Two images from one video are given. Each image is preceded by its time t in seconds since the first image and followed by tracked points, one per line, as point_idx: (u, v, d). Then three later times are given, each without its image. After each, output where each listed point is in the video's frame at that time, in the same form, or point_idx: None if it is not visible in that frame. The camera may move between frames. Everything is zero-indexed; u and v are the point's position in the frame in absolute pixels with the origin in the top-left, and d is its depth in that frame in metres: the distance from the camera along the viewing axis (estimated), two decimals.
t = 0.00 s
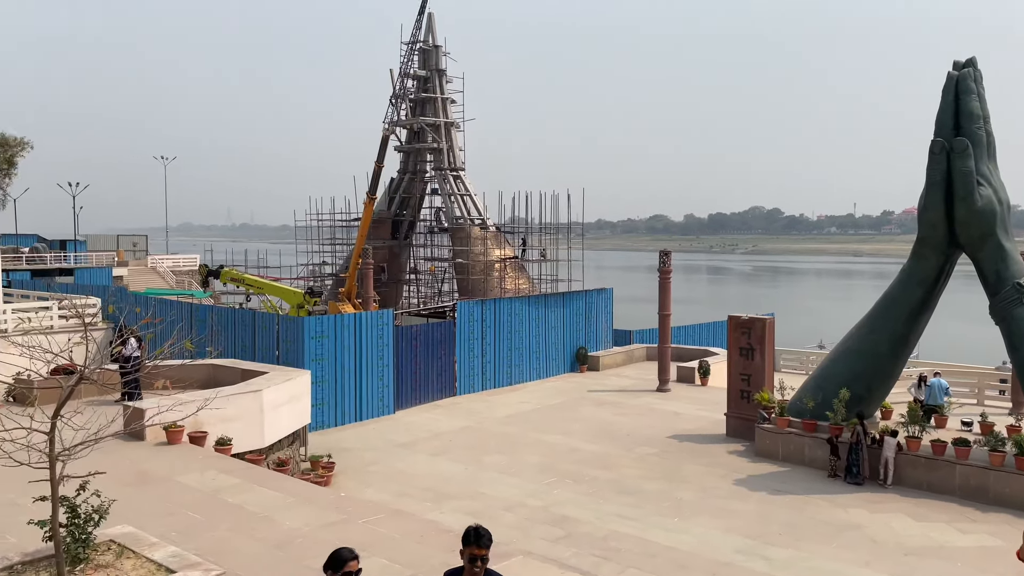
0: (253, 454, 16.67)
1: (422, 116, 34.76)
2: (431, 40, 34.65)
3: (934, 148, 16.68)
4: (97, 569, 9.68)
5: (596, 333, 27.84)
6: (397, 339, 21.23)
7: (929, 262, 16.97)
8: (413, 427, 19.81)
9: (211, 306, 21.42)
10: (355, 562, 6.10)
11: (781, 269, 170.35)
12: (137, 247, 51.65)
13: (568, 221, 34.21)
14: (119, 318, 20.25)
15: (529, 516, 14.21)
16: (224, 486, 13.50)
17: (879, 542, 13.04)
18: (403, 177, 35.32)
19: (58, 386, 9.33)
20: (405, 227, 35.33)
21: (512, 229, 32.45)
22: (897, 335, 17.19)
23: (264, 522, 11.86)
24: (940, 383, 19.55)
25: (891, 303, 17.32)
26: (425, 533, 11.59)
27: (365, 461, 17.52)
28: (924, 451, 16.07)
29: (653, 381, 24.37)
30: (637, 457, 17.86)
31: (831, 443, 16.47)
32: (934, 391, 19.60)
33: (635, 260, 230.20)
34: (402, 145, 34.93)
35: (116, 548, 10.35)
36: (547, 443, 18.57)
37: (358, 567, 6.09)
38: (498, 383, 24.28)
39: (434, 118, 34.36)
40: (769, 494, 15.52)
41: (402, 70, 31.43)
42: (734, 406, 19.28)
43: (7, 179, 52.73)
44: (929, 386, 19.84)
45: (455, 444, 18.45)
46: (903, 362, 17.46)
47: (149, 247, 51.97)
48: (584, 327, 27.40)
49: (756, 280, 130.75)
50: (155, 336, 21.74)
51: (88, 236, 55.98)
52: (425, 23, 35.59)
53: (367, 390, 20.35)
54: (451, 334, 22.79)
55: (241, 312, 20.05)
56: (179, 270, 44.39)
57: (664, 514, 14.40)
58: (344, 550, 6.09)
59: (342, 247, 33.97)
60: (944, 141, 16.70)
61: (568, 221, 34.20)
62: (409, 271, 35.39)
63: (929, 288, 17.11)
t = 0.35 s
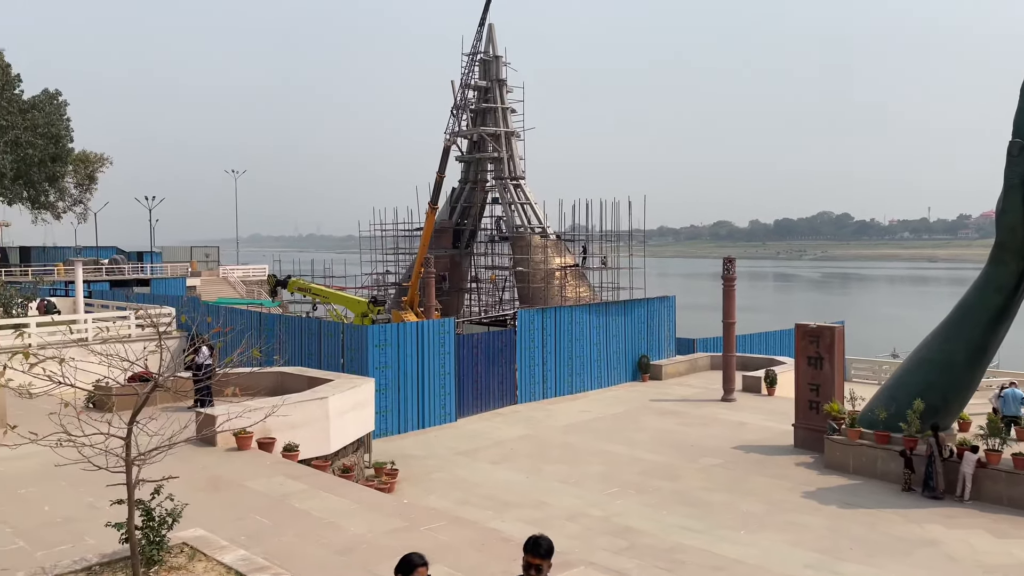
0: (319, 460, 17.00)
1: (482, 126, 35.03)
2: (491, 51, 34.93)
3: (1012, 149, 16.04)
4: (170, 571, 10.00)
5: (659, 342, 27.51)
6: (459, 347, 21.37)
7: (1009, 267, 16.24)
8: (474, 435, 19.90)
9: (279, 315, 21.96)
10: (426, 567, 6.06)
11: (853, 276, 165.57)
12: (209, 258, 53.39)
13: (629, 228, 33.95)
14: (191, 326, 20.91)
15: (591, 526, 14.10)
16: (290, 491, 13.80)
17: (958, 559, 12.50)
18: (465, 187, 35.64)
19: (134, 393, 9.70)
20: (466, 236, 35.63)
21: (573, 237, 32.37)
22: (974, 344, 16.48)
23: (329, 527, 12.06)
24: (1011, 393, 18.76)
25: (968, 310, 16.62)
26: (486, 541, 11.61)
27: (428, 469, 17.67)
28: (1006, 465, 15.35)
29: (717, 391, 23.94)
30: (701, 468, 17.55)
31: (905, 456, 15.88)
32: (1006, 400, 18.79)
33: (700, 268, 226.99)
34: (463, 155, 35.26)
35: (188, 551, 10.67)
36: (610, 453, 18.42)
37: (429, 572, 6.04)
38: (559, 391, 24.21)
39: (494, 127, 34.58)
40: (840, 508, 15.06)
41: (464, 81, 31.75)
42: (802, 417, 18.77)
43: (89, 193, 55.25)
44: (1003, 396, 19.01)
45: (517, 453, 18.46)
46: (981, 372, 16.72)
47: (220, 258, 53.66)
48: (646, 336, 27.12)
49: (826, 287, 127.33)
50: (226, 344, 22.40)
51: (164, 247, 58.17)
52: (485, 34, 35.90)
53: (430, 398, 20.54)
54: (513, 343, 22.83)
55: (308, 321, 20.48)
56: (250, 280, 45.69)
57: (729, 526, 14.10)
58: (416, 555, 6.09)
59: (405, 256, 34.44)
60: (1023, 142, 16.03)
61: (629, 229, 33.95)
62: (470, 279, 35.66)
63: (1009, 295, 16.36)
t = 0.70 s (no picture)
0: (359, 467, 17.13)
1: (518, 133, 35.10)
2: (526, 58, 34.99)
3: None
4: None
5: (698, 348, 27.20)
6: (496, 354, 21.39)
7: None
8: (513, 442, 19.87)
9: (319, 323, 22.21)
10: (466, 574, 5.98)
11: (899, 280, 162.10)
12: (251, 267, 54.30)
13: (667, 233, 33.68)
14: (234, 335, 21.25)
15: (631, 535, 13.97)
16: (331, 498, 13.92)
17: (1013, 571, 12.10)
18: (501, 195, 35.75)
19: (177, 401, 9.89)
20: (503, 243, 35.69)
21: (610, 243, 32.23)
22: None
23: (369, 534, 12.13)
24: None
25: (1020, 313, 16.09)
26: (525, 548, 11.57)
27: (467, 476, 17.69)
28: None
29: (758, 397, 23.58)
30: (743, 476, 17.29)
31: (955, 464, 15.47)
32: None
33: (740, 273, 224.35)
34: (499, 162, 35.35)
35: (232, 556, 10.82)
36: (650, 460, 18.24)
37: None
38: (598, 398, 24.08)
39: (530, 134, 34.61)
40: (887, 517, 14.71)
41: (499, 88, 31.85)
42: (847, 424, 18.40)
43: (135, 206, 56.63)
44: None
45: (556, 460, 18.39)
46: None
47: (262, 267, 54.52)
48: (685, 342, 26.85)
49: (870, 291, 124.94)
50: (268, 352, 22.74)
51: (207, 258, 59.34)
52: (520, 42, 35.98)
53: (468, 404, 20.59)
54: (551, 349, 22.78)
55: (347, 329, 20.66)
56: (290, 288, 46.33)
57: (773, 536, 13.86)
58: (455, 562, 6.01)
59: (442, 264, 34.63)
60: None
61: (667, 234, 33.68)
62: (508, 286, 35.72)
63: None
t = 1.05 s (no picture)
0: (384, 472, 17.22)
1: (541, 139, 35.12)
2: (548, 64, 35.02)
3: None
4: None
5: (723, 353, 26.99)
6: (520, 360, 21.39)
7: None
8: (537, 448, 19.84)
9: (344, 329, 22.34)
10: None
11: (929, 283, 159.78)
12: (277, 275, 54.82)
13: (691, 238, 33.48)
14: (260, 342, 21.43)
15: (657, 541, 13.89)
16: (357, 503, 14.00)
17: None
18: (524, 200, 35.79)
19: (206, 407, 10.02)
20: (525, 249, 35.71)
21: (633, 248, 32.12)
22: None
23: (395, 539, 12.18)
24: None
25: None
26: (550, 554, 11.55)
27: (492, 482, 17.70)
28: None
29: (785, 403, 23.35)
30: (771, 482, 17.12)
31: (987, 470, 15.21)
32: None
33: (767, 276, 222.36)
34: (522, 168, 35.40)
35: (259, 562, 10.91)
36: (675, 466, 18.13)
37: None
38: (622, 404, 23.99)
39: (552, 140, 34.61)
40: (918, 524, 14.48)
41: (521, 94, 31.89)
42: (876, 429, 18.15)
43: (163, 215, 57.41)
44: None
45: (580, 466, 18.34)
46: None
47: (287, 274, 55.00)
48: (710, 347, 26.67)
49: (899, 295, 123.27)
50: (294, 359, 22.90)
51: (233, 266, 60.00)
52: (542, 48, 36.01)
53: (492, 410, 20.61)
54: (574, 355, 22.73)
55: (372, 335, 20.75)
56: (315, 295, 46.69)
57: (801, 543, 13.71)
58: (482, 566, 6.20)
59: (466, 270, 34.72)
60: None
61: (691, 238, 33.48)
62: (531, 292, 35.73)
63: None
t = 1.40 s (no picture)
0: (399, 477, 17.27)
1: (553, 144, 35.15)
2: (561, 69, 35.07)
3: None
4: None
5: (738, 357, 26.88)
6: (533, 364, 21.38)
7: None
8: (551, 452, 19.81)
9: (358, 334, 22.39)
10: None
11: (945, 285, 158.37)
12: (291, 280, 55.09)
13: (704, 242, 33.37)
14: (275, 346, 21.46)
15: (672, 546, 13.83)
16: (371, 508, 14.02)
17: None
18: (536, 205, 35.84)
19: (223, 411, 10.09)
20: (538, 253, 35.74)
21: (646, 252, 32.07)
22: None
23: (410, 544, 12.19)
24: None
25: None
26: (564, 559, 11.52)
27: (506, 486, 17.68)
28: None
29: (800, 407, 23.21)
30: (786, 487, 17.01)
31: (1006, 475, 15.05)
32: None
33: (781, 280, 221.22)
34: (534, 173, 35.44)
35: (274, 566, 10.94)
36: (690, 471, 18.05)
37: None
38: (636, 408, 23.92)
39: (565, 144, 34.63)
40: (935, 529, 14.35)
41: (534, 98, 31.93)
42: (892, 433, 17.99)
43: (179, 220, 57.85)
44: None
45: (594, 471, 18.29)
46: None
47: (301, 279, 55.26)
48: (724, 351, 26.55)
49: (915, 298, 122.35)
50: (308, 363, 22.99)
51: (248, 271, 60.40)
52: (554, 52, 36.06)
53: (505, 415, 20.60)
54: (588, 359, 22.69)
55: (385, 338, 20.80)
56: (329, 300, 46.89)
57: (817, 548, 13.61)
58: None
59: (479, 274, 34.76)
60: None
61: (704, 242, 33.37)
62: (544, 296, 35.73)
63: None
